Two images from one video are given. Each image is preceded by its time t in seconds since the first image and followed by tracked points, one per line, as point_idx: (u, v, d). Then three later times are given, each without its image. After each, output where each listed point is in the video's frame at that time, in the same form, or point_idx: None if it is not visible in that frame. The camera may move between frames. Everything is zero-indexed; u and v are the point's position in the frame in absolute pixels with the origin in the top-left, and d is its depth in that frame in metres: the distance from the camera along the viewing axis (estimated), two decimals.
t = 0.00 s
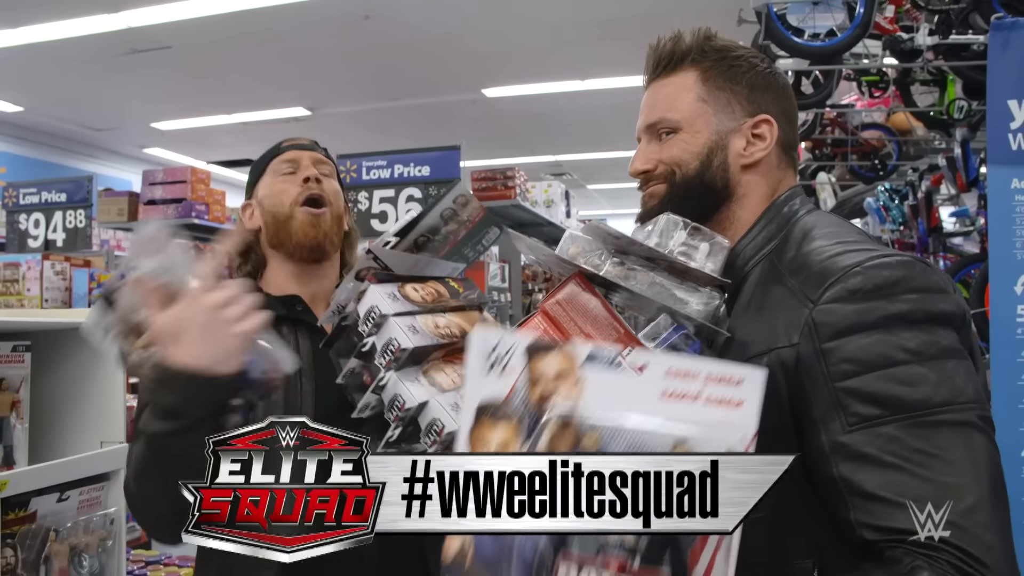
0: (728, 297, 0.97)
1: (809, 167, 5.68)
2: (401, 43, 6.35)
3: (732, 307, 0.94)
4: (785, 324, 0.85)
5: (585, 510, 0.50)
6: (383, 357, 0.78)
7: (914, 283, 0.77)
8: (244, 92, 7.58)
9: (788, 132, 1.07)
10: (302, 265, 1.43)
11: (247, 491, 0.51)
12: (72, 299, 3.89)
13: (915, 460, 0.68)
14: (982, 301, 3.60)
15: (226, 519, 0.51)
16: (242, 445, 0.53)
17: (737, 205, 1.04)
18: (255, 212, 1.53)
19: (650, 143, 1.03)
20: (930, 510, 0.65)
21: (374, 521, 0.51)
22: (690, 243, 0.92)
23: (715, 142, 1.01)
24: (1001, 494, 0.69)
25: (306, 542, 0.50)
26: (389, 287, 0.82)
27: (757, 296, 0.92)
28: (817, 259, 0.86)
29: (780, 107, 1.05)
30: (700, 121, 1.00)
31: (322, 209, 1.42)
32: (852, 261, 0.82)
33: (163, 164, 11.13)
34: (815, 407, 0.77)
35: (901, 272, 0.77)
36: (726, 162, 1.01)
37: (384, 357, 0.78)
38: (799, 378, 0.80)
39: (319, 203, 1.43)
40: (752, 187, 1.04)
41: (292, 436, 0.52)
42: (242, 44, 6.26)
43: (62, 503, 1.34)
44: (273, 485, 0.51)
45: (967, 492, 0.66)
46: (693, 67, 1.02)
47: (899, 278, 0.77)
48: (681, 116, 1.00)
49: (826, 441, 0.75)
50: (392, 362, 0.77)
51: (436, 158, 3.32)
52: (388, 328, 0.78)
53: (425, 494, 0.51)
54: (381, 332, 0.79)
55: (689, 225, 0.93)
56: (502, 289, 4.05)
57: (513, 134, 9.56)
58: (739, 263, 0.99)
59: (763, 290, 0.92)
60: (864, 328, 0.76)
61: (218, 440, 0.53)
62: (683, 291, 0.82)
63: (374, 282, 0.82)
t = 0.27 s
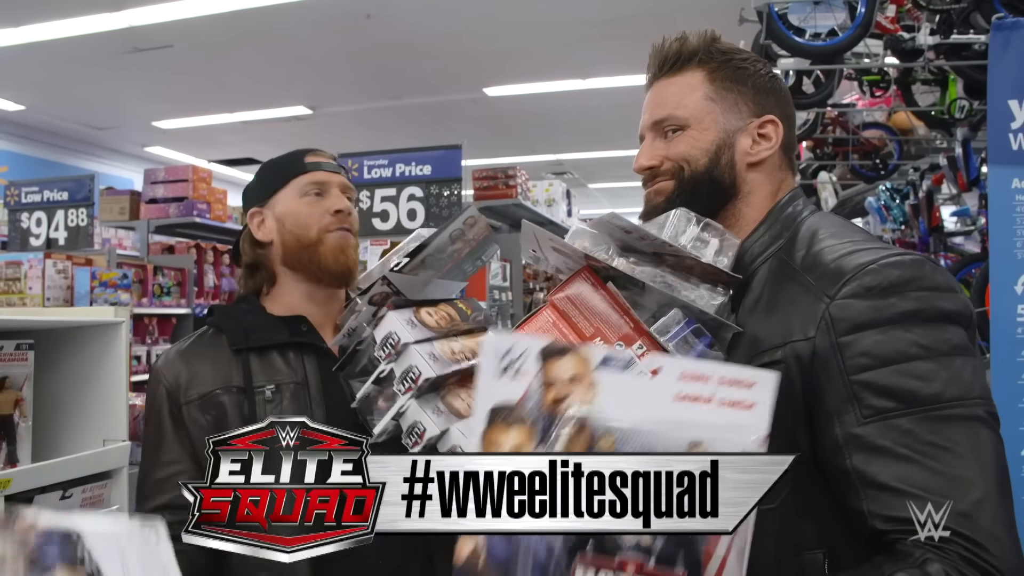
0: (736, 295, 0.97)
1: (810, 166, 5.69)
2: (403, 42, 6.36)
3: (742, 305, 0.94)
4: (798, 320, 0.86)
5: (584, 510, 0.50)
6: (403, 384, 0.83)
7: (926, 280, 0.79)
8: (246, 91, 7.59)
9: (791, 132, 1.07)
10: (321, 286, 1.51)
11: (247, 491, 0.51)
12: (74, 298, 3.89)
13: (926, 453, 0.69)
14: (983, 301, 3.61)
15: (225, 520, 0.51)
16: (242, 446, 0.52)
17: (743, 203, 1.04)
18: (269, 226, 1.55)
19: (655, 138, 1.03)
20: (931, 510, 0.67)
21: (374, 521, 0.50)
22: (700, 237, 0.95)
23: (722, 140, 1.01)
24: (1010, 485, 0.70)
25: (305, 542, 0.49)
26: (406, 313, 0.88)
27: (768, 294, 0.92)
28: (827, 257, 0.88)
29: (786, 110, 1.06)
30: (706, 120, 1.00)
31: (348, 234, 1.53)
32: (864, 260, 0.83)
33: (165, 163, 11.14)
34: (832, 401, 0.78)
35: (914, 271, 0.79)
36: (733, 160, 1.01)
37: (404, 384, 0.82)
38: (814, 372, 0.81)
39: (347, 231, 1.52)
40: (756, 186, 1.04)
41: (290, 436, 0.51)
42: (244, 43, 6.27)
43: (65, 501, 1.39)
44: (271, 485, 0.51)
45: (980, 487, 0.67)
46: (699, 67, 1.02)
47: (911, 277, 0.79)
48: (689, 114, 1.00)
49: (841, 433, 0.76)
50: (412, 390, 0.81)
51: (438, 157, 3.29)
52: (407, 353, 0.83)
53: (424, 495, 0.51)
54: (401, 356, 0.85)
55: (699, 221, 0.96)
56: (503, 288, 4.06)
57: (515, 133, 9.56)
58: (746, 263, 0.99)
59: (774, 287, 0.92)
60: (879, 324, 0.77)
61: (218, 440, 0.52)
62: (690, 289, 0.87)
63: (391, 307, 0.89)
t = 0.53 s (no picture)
0: (732, 292, 0.97)
1: (809, 164, 5.69)
2: (402, 42, 6.38)
3: (740, 302, 0.95)
4: (801, 316, 0.86)
5: (585, 510, 0.57)
6: (419, 370, 1.02)
7: (926, 278, 0.81)
8: (245, 91, 7.61)
9: (784, 133, 1.07)
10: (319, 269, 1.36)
11: (247, 491, 0.57)
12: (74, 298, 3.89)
13: (929, 447, 0.72)
14: (980, 298, 3.62)
15: (226, 520, 0.57)
16: (241, 446, 0.58)
17: (738, 201, 1.05)
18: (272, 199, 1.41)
19: (651, 137, 1.04)
20: (929, 511, 0.70)
21: (374, 521, 0.57)
22: (698, 233, 0.97)
23: (717, 138, 1.02)
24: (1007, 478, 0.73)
25: (305, 541, 0.55)
26: (426, 299, 1.05)
27: (767, 291, 0.93)
28: (827, 255, 0.88)
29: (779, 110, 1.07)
30: (702, 118, 1.01)
31: (343, 220, 1.33)
32: (865, 258, 0.84)
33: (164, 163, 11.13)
34: (835, 397, 0.80)
35: (915, 267, 0.81)
36: (729, 158, 1.02)
37: (423, 369, 1.01)
38: (817, 369, 0.82)
39: (337, 217, 1.32)
40: (751, 184, 1.04)
41: (291, 436, 0.57)
42: (243, 43, 6.28)
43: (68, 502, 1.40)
44: (272, 484, 0.56)
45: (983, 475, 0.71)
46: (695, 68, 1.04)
47: (913, 273, 0.81)
48: (685, 112, 1.01)
49: (844, 428, 0.78)
50: (431, 375, 1.01)
51: (436, 156, 3.29)
52: (427, 342, 1.02)
53: (424, 496, 0.57)
54: (419, 343, 1.03)
55: (697, 218, 0.98)
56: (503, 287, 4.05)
57: (514, 132, 9.57)
58: (743, 260, 0.99)
59: (774, 283, 0.93)
60: (881, 320, 0.79)
61: (220, 442, 0.58)
62: (690, 286, 0.89)
63: (412, 294, 1.05)
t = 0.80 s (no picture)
0: (725, 285, 0.98)
1: (805, 160, 5.70)
2: (399, 37, 6.38)
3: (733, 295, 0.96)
4: (791, 309, 0.87)
5: (585, 509, 0.70)
6: (417, 370, 1.04)
7: (916, 273, 0.82)
8: (242, 86, 7.60)
9: (777, 124, 1.07)
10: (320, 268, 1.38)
11: (247, 491, 0.70)
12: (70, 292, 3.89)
13: (913, 440, 0.75)
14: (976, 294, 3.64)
15: (226, 519, 0.70)
16: (242, 445, 0.72)
17: (726, 193, 1.05)
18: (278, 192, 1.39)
19: (644, 129, 1.06)
20: (930, 510, 0.73)
21: (374, 520, 0.70)
22: (691, 219, 0.94)
23: (705, 130, 1.03)
24: (991, 468, 0.76)
25: (305, 541, 0.68)
26: (424, 298, 1.05)
27: (760, 283, 0.94)
28: (819, 249, 0.90)
29: (772, 102, 1.07)
30: (691, 112, 1.03)
31: (344, 224, 1.33)
32: (856, 251, 0.85)
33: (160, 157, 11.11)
34: (822, 389, 0.82)
35: (902, 263, 0.82)
36: (714, 151, 1.03)
37: (421, 370, 1.03)
38: (808, 361, 0.84)
39: (340, 223, 1.32)
40: (741, 176, 1.05)
41: (292, 436, 0.71)
42: (240, 37, 6.27)
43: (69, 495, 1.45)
44: (273, 484, 0.70)
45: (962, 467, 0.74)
46: (687, 61, 1.05)
47: (901, 268, 0.82)
48: (674, 105, 1.04)
49: (832, 419, 0.81)
50: (428, 375, 1.03)
51: (434, 151, 3.30)
52: (424, 343, 1.03)
53: (423, 496, 0.71)
54: (416, 343, 1.04)
55: (692, 204, 0.95)
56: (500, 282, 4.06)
57: (511, 127, 9.57)
58: (735, 253, 0.99)
59: (767, 276, 0.94)
60: (871, 314, 0.80)
61: (219, 442, 0.72)
62: (680, 272, 0.89)
63: (411, 292, 1.05)
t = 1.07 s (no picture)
0: (711, 283, 0.99)
1: (802, 158, 5.71)
2: (395, 35, 6.37)
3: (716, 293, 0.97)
4: (768, 310, 0.88)
5: (586, 509, 0.73)
6: (414, 366, 1.04)
7: (891, 276, 0.82)
8: (238, 84, 7.60)
9: (764, 122, 1.07)
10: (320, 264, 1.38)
11: (247, 491, 0.71)
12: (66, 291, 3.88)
13: (876, 449, 0.76)
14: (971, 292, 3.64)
15: (227, 520, 0.70)
16: (243, 447, 0.72)
17: (712, 192, 1.06)
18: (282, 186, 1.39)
19: (633, 130, 1.07)
20: (931, 511, 0.74)
21: (375, 520, 0.72)
22: (674, 220, 0.95)
23: (690, 130, 1.04)
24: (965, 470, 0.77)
25: (306, 542, 0.69)
26: (422, 294, 1.05)
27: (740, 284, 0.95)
28: (798, 249, 0.90)
29: (758, 99, 1.07)
30: (676, 112, 1.04)
31: (345, 220, 1.33)
32: (832, 254, 0.85)
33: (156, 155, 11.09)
34: (794, 394, 0.83)
35: (876, 266, 0.82)
36: (699, 150, 1.04)
37: (418, 366, 1.03)
38: (782, 365, 0.85)
39: (339, 219, 1.33)
40: (726, 174, 1.05)
41: (292, 437, 0.72)
42: (236, 36, 6.26)
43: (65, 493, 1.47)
44: (273, 486, 0.71)
45: (926, 474, 0.75)
46: (674, 61, 1.06)
47: (875, 271, 0.81)
48: (660, 106, 1.04)
49: (803, 424, 0.82)
50: (425, 372, 1.03)
51: (431, 149, 3.31)
52: (421, 339, 1.03)
53: (425, 496, 0.73)
54: (413, 340, 1.04)
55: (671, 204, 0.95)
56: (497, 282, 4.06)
57: (508, 125, 9.57)
58: (720, 251, 1.01)
59: (749, 275, 0.95)
60: (842, 319, 0.80)
61: (221, 443, 0.73)
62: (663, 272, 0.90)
63: (409, 289, 1.06)
